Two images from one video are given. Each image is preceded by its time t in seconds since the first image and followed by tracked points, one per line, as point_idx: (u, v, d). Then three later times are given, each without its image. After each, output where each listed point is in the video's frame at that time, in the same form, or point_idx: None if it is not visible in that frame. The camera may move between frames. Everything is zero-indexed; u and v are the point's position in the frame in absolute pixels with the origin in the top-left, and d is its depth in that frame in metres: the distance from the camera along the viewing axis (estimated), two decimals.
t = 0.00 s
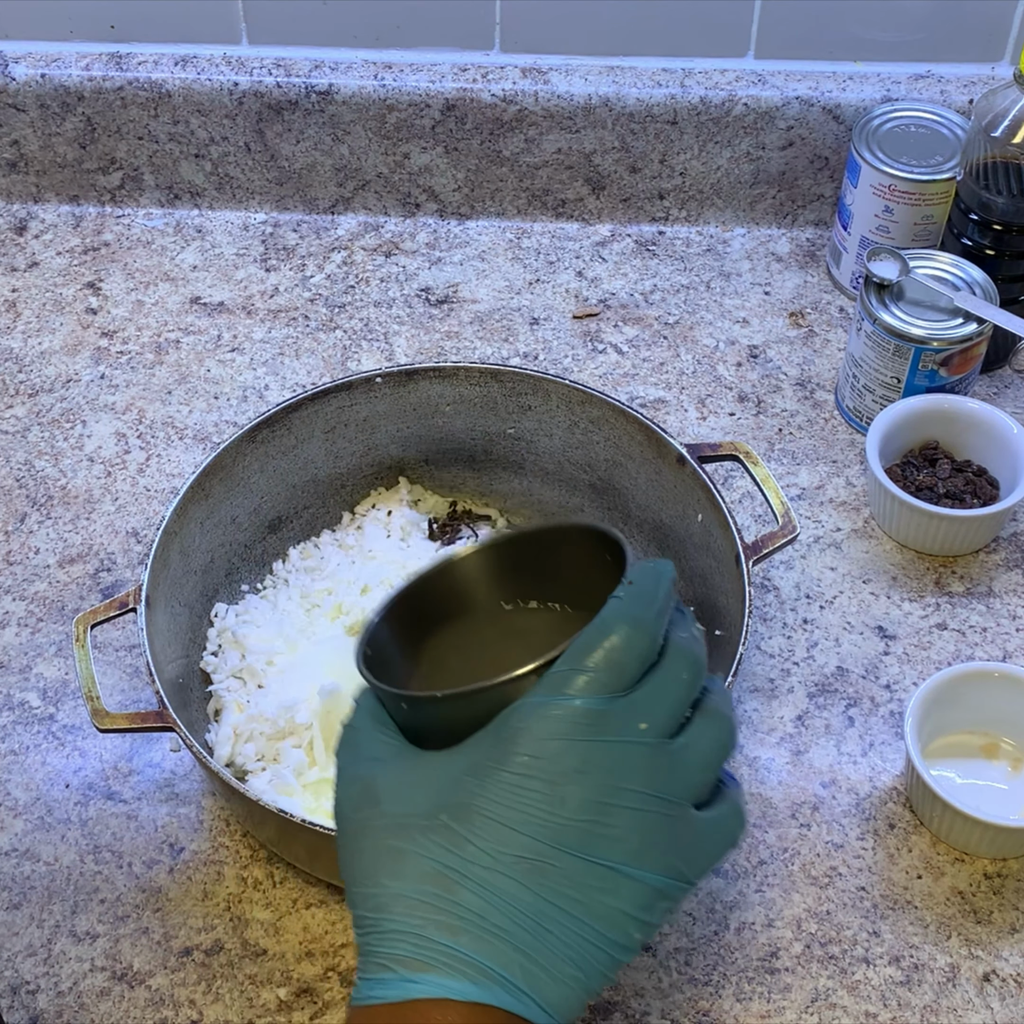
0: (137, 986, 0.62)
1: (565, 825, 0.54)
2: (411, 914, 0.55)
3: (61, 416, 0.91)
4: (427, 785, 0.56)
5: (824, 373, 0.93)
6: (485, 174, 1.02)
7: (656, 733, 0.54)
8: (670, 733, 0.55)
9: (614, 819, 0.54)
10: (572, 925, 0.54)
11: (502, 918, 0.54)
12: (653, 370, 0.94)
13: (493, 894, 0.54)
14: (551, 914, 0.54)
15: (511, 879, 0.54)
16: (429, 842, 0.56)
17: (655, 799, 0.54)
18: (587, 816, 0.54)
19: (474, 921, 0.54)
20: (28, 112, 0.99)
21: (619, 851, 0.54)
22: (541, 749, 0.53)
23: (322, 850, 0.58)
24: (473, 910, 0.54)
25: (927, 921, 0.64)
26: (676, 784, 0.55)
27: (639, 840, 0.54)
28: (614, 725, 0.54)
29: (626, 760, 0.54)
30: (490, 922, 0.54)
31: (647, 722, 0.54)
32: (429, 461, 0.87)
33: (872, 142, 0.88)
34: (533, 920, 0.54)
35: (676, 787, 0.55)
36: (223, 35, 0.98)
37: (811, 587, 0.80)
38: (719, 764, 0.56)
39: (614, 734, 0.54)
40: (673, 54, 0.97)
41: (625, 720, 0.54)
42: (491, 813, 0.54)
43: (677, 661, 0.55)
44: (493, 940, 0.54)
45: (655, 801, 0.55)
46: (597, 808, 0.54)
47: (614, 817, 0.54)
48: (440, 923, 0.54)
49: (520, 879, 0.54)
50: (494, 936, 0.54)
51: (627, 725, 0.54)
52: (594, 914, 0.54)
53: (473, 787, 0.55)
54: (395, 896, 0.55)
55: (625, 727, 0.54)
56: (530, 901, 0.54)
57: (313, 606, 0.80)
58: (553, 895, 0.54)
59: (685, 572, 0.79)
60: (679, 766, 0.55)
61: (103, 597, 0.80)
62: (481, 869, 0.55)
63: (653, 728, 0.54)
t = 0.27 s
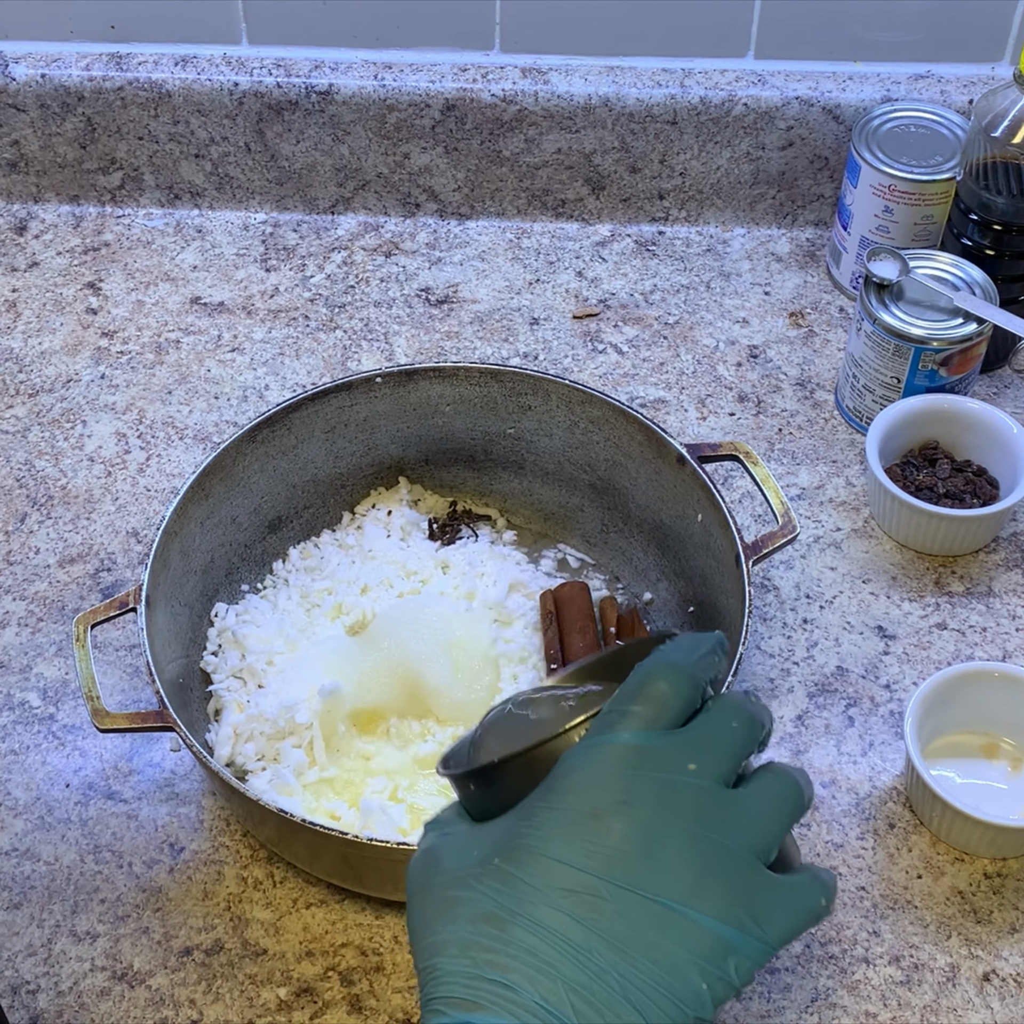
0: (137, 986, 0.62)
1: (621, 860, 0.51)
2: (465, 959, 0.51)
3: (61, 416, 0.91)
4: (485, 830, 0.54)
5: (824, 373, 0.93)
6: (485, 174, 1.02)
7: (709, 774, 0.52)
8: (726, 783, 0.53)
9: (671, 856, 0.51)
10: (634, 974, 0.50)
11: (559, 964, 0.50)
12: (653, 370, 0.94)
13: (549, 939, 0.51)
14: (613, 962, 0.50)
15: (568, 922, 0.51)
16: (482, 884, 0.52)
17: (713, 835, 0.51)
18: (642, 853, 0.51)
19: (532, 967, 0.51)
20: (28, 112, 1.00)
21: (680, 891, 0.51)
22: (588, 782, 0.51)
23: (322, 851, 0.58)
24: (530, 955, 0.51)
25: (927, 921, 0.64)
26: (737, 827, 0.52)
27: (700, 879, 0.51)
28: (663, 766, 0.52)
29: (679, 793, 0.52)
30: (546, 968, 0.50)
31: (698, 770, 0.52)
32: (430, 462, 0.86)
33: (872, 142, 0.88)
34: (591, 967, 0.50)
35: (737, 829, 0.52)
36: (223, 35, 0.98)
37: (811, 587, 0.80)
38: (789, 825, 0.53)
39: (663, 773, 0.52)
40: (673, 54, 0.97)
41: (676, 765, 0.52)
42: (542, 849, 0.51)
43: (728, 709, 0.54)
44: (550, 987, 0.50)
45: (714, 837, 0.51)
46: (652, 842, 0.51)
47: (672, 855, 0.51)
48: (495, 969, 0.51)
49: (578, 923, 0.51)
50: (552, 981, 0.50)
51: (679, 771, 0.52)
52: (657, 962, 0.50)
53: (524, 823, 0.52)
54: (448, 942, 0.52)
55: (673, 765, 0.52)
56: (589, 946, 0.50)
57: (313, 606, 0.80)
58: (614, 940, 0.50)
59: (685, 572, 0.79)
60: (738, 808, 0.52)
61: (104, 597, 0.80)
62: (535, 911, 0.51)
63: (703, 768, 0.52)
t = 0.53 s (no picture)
0: (137, 986, 0.62)
1: (623, 862, 0.51)
2: (472, 966, 0.51)
3: (61, 416, 0.91)
4: (495, 847, 0.55)
5: (824, 373, 0.93)
6: (485, 174, 1.02)
7: (710, 780, 0.53)
8: (731, 792, 0.54)
9: (674, 858, 0.51)
10: (640, 977, 0.50)
11: (564, 968, 0.50)
12: (653, 370, 0.94)
13: (554, 942, 0.51)
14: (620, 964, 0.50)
15: (573, 925, 0.51)
16: (489, 892, 0.53)
17: (714, 838, 0.52)
18: (645, 855, 0.51)
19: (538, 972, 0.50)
20: (28, 112, 1.00)
21: (684, 893, 0.51)
22: (589, 787, 0.53)
23: (322, 850, 0.58)
24: (536, 960, 0.50)
25: (927, 921, 0.64)
26: (740, 832, 0.52)
27: (703, 880, 0.51)
28: (664, 773, 0.53)
29: (680, 798, 0.53)
30: (553, 973, 0.50)
31: (701, 776, 0.53)
32: (431, 462, 0.86)
33: (872, 142, 0.88)
34: (597, 970, 0.50)
35: (740, 834, 0.52)
36: (224, 35, 0.98)
37: (811, 587, 0.80)
38: (797, 836, 0.53)
39: (663, 780, 0.53)
40: (673, 55, 0.97)
41: (677, 772, 0.53)
42: (546, 854, 0.52)
43: (727, 719, 0.55)
44: (556, 990, 0.50)
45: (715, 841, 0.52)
46: (654, 844, 0.52)
47: (676, 857, 0.51)
48: (501, 974, 0.51)
49: (583, 926, 0.51)
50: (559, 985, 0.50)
51: (682, 778, 0.53)
52: (663, 963, 0.50)
53: (528, 831, 0.53)
54: (455, 951, 0.52)
55: (675, 772, 0.53)
56: (595, 949, 0.50)
57: (314, 606, 0.80)
58: (619, 943, 0.50)
59: (685, 572, 0.79)
60: (740, 814, 0.53)
61: (104, 596, 0.80)
62: (540, 915, 0.51)
63: (703, 774, 0.53)
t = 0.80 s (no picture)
0: (137, 986, 0.62)
1: (621, 857, 0.51)
2: (471, 963, 0.52)
3: (61, 416, 0.91)
4: (496, 846, 0.55)
5: (824, 373, 0.93)
6: (485, 174, 1.02)
7: (708, 774, 0.53)
8: (730, 787, 0.54)
9: (672, 852, 0.51)
10: (638, 971, 0.50)
11: (562, 963, 0.50)
12: (653, 370, 0.94)
13: (552, 938, 0.51)
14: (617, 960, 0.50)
15: (570, 920, 0.51)
16: (487, 888, 0.53)
17: (713, 832, 0.52)
18: (643, 850, 0.51)
19: (536, 969, 0.51)
20: (28, 112, 1.00)
21: (682, 886, 0.51)
22: (585, 785, 0.53)
23: (322, 850, 0.58)
24: (534, 956, 0.51)
25: (927, 921, 0.64)
26: (740, 826, 0.52)
27: (702, 874, 0.51)
28: (661, 770, 0.53)
29: (678, 792, 0.52)
30: (551, 969, 0.50)
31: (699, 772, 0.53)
32: (431, 462, 0.86)
33: (872, 142, 0.88)
34: (594, 964, 0.50)
35: (740, 828, 0.52)
36: (223, 35, 0.98)
37: (810, 587, 0.80)
38: (798, 830, 0.53)
39: (661, 776, 0.53)
40: (673, 55, 0.97)
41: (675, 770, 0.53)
42: (544, 851, 0.52)
43: (725, 715, 0.55)
44: (553, 985, 0.50)
45: (715, 835, 0.52)
46: (651, 838, 0.52)
47: (674, 851, 0.51)
48: (499, 970, 0.51)
49: (580, 922, 0.51)
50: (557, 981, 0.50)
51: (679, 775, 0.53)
52: (660, 957, 0.50)
53: (527, 829, 0.53)
54: (455, 947, 0.53)
55: (672, 768, 0.53)
56: (593, 945, 0.51)
57: (314, 605, 0.80)
58: (617, 938, 0.50)
59: (685, 572, 0.79)
60: (740, 807, 0.52)
61: (104, 596, 0.80)
62: (537, 911, 0.51)
63: (701, 769, 0.53)
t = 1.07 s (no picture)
0: (137, 986, 0.62)
1: (613, 852, 0.52)
2: (462, 960, 0.52)
3: (61, 416, 0.91)
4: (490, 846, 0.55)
5: (824, 373, 0.93)
6: (485, 174, 1.02)
7: (700, 770, 0.54)
8: (723, 784, 0.54)
9: (663, 847, 0.52)
10: (630, 966, 0.50)
11: (553, 958, 0.50)
12: (653, 370, 0.94)
13: (544, 934, 0.51)
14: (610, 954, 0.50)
15: (562, 916, 0.51)
16: (479, 886, 0.53)
17: (705, 827, 0.52)
18: (635, 845, 0.52)
19: (528, 965, 0.51)
20: (28, 112, 1.00)
21: (674, 881, 0.51)
22: (579, 781, 0.53)
23: (323, 850, 0.58)
24: (526, 952, 0.51)
25: (927, 921, 0.64)
26: (731, 821, 0.52)
27: (694, 869, 0.51)
28: (654, 766, 0.54)
29: (670, 788, 0.53)
30: (544, 965, 0.50)
31: (692, 768, 0.54)
32: (431, 462, 0.86)
33: (872, 142, 0.88)
34: (586, 960, 0.50)
35: (733, 823, 0.52)
36: (223, 35, 0.98)
37: (810, 587, 0.80)
38: (792, 825, 0.53)
39: (653, 771, 0.53)
40: (673, 55, 0.97)
41: (667, 765, 0.54)
42: (537, 847, 0.53)
43: (716, 711, 0.55)
44: (545, 981, 0.50)
45: (707, 830, 0.52)
46: (643, 834, 0.52)
47: (666, 846, 0.52)
48: (490, 966, 0.51)
49: (572, 917, 0.51)
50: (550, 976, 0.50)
51: (672, 770, 0.53)
52: (653, 952, 0.50)
53: (521, 826, 0.54)
54: (446, 945, 0.53)
55: (664, 764, 0.54)
56: (585, 941, 0.51)
57: (314, 604, 0.80)
58: (609, 933, 0.50)
59: (686, 572, 0.79)
60: (732, 802, 0.53)
61: (104, 596, 0.80)
62: (529, 907, 0.51)
63: (692, 764, 0.54)
